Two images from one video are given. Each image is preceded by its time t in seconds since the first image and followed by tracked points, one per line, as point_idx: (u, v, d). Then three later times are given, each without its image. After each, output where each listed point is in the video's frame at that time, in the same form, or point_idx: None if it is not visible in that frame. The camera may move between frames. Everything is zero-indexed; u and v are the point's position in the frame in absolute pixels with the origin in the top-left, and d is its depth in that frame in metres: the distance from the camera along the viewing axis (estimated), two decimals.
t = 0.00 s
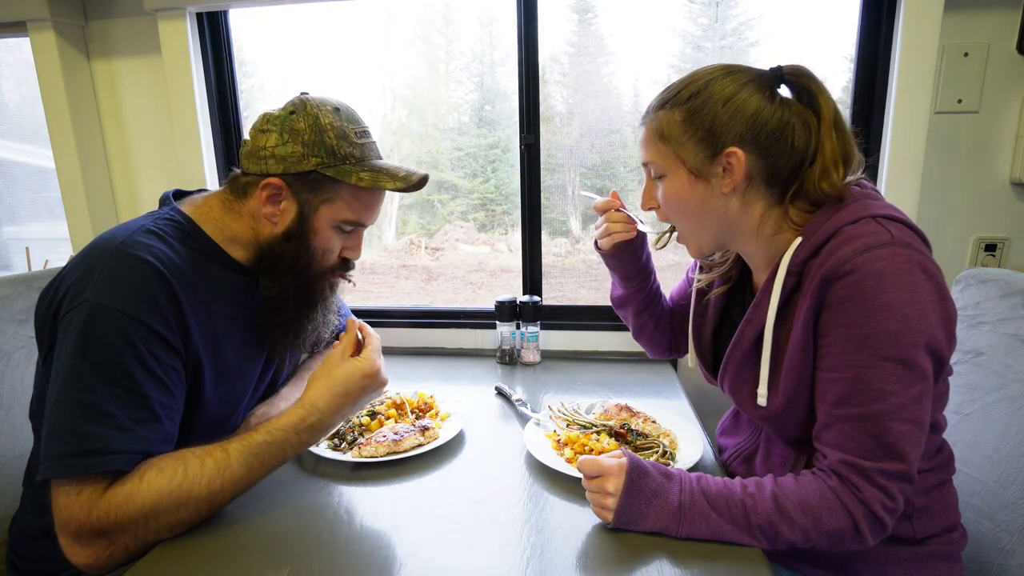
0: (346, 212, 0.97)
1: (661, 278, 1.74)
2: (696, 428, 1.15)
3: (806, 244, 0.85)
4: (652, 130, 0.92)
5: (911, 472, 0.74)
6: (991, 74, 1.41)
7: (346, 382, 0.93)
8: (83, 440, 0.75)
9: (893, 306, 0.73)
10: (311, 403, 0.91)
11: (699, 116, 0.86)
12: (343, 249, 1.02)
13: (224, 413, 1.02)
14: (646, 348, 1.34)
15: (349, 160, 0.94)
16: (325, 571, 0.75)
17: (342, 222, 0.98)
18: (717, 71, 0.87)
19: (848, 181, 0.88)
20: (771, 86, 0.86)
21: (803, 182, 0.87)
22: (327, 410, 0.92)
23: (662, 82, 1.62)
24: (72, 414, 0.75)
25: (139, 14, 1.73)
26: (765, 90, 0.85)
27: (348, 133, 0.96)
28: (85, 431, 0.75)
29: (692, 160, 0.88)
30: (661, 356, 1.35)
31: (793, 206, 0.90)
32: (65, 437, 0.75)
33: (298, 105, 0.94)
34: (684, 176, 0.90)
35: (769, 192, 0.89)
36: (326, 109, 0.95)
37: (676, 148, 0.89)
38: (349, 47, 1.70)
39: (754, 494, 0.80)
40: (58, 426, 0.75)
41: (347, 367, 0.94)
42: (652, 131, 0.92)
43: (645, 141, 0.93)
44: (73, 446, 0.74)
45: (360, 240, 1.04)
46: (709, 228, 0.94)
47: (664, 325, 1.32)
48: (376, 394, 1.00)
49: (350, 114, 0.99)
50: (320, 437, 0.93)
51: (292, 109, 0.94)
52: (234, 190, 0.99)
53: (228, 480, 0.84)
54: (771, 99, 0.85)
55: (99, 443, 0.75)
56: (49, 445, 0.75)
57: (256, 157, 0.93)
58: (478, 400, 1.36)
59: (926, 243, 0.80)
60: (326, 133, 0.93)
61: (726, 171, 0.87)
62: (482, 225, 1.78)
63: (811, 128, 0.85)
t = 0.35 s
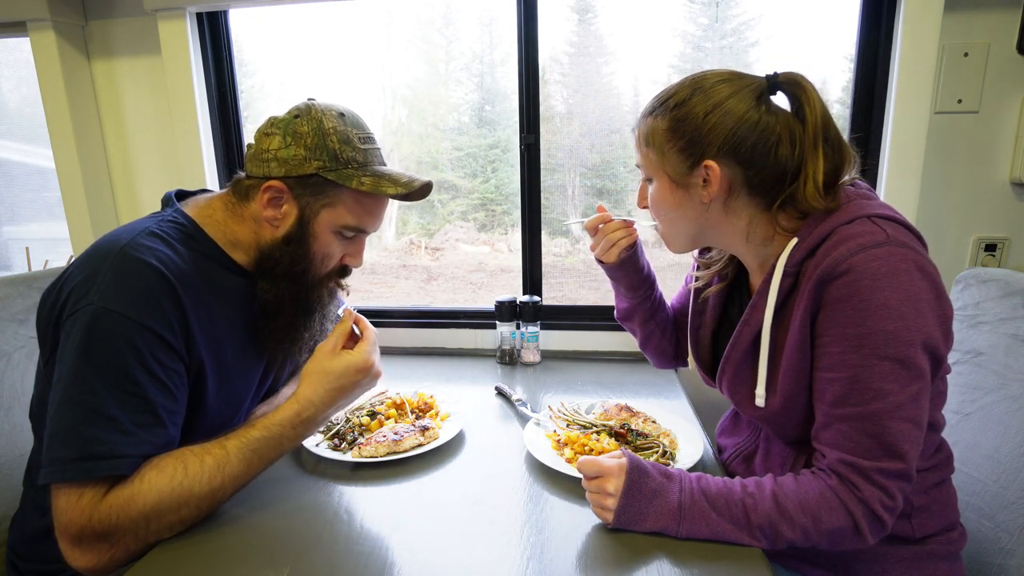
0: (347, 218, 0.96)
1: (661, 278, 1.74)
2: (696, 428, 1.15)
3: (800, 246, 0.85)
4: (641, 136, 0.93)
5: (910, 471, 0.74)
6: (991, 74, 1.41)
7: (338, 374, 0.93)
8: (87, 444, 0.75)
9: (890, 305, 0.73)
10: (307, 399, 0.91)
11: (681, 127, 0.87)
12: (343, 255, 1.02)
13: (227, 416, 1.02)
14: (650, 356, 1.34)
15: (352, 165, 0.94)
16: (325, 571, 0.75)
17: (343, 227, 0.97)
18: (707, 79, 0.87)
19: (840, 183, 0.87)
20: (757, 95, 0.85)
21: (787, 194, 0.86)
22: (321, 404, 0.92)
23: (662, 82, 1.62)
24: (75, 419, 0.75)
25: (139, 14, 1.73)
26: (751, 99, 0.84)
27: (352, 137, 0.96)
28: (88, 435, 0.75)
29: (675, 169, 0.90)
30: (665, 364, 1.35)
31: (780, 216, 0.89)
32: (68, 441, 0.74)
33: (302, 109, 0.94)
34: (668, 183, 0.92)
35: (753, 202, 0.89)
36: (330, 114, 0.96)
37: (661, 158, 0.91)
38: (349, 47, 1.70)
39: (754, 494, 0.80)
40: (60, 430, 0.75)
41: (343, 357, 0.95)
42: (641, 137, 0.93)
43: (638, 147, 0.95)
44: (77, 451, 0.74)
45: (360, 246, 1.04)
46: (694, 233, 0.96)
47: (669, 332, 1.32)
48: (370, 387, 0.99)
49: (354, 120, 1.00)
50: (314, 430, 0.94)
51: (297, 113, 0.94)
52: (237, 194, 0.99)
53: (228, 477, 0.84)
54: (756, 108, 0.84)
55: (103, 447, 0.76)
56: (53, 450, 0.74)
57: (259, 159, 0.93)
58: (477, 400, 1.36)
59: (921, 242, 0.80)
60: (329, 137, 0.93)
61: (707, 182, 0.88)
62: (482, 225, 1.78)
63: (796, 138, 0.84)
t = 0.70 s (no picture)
0: (350, 225, 0.96)
1: (661, 278, 1.74)
2: (697, 428, 1.15)
3: (818, 242, 0.85)
4: (647, 154, 0.90)
5: (913, 470, 0.74)
6: (992, 74, 1.41)
7: (336, 373, 0.93)
8: (87, 445, 0.75)
9: (906, 304, 0.73)
10: (305, 398, 0.91)
11: (694, 134, 0.85)
12: (344, 261, 1.02)
13: (228, 415, 1.02)
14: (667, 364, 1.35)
15: (356, 172, 0.94)
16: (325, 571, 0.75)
17: (346, 233, 0.97)
18: (700, 83, 0.86)
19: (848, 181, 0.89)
20: (754, 85, 0.85)
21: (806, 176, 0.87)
22: (319, 404, 0.92)
23: (662, 82, 1.62)
24: (75, 419, 0.75)
25: (139, 14, 1.73)
26: (750, 92, 0.84)
27: (357, 144, 0.96)
28: (89, 435, 0.75)
29: (697, 177, 0.86)
30: (686, 367, 1.34)
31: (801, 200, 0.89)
32: (69, 442, 0.75)
33: (309, 114, 0.94)
34: (692, 193, 0.88)
35: (776, 191, 0.88)
36: (337, 119, 0.95)
37: (679, 170, 0.87)
38: (348, 48, 1.70)
39: (754, 493, 0.80)
40: (61, 430, 0.75)
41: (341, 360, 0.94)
42: (648, 155, 0.90)
43: (643, 166, 0.92)
44: (78, 451, 0.75)
45: (360, 253, 1.04)
46: (722, 238, 0.93)
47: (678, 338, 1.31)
48: (371, 389, 0.99)
49: (360, 126, 0.99)
50: (314, 430, 0.94)
51: (303, 118, 0.94)
52: (239, 196, 0.99)
53: (227, 476, 0.84)
54: (758, 100, 0.84)
55: (103, 448, 0.76)
56: (53, 450, 0.75)
57: (263, 163, 0.93)
58: (478, 400, 1.36)
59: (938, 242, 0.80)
60: (335, 144, 0.93)
61: (734, 181, 0.86)
62: (482, 225, 1.78)
63: (801, 118, 0.85)
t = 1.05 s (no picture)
0: (350, 230, 0.96)
1: (661, 278, 1.74)
2: (698, 428, 1.15)
3: (833, 239, 0.85)
4: (673, 158, 0.88)
5: (916, 469, 0.74)
6: (992, 74, 1.41)
7: (332, 368, 0.93)
8: (90, 447, 0.75)
9: (918, 302, 0.73)
10: (301, 392, 0.91)
11: (724, 134, 0.83)
12: (346, 266, 1.03)
13: (228, 416, 1.02)
14: (700, 378, 1.30)
15: (358, 178, 0.94)
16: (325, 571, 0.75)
17: (347, 239, 0.97)
18: (720, 84, 0.85)
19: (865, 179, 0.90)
20: (771, 83, 0.85)
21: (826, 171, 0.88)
22: (315, 399, 0.92)
23: (661, 82, 1.62)
24: (76, 421, 0.75)
25: (139, 14, 1.73)
26: (770, 92, 0.84)
27: (359, 150, 0.96)
28: (90, 437, 0.75)
29: (729, 177, 0.85)
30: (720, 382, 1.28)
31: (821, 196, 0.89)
32: (70, 444, 0.75)
33: (310, 120, 0.94)
34: (723, 195, 0.87)
35: (799, 188, 0.88)
36: (339, 124, 0.95)
37: (710, 172, 0.85)
38: (349, 48, 1.70)
39: (755, 492, 0.80)
40: (62, 432, 0.75)
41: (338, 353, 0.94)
42: (674, 159, 0.88)
43: (668, 172, 0.89)
44: (80, 453, 0.75)
45: (363, 259, 1.04)
46: (749, 239, 0.92)
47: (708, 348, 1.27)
48: (364, 382, 0.99)
49: (362, 131, 1.00)
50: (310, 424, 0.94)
51: (304, 123, 0.94)
52: (241, 199, 0.99)
53: (226, 473, 0.84)
54: (779, 99, 0.84)
55: (105, 450, 0.76)
56: (54, 452, 0.75)
57: (265, 169, 0.93)
58: (478, 400, 1.36)
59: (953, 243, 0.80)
60: (337, 149, 0.93)
61: (764, 180, 0.85)
62: (482, 225, 1.78)
63: (820, 115, 0.86)
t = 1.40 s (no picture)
0: (349, 234, 0.96)
1: (661, 278, 1.74)
2: (698, 428, 1.15)
3: (842, 239, 0.85)
4: (683, 166, 0.88)
5: (919, 469, 0.74)
6: (992, 74, 1.41)
7: (331, 368, 0.93)
8: (91, 447, 0.75)
9: (927, 304, 0.73)
10: (299, 391, 0.91)
11: (735, 141, 0.83)
12: (343, 271, 1.02)
13: (227, 416, 1.02)
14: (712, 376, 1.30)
15: (358, 182, 0.94)
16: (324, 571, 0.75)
17: (345, 243, 0.97)
18: (730, 88, 0.85)
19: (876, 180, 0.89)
20: (782, 84, 0.85)
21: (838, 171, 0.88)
22: (314, 398, 0.92)
23: (662, 82, 1.62)
24: (77, 422, 0.75)
25: (139, 14, 1.73)
26: (782, 93, 0.84)
27: (360, 154, 0.96)
28: (90, 437, 0.75)
29: (741, 184, 0.85)
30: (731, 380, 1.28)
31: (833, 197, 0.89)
32: (70, 444, 0.75)
33: (313, 122, 0.94)
34: (734, 201, 0.87)
35: (811, 190, 0.88)
36: (341, 128, 0.96)
37: (721, 179, 0.85)
38: (348, 48, 1.70)
39: (755, 492, 0.80)
40: (63, 433, 0.75)
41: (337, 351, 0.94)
42: (684, 167, 0.88)
43: (678, 180, 0.89)
44: (81, 454, 0.74)
45: (360, 263, 1.04)
46: (761, 243, 0.92)
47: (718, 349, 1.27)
48: (363, 382, 0.99)
49: (364, 134, 1.00)
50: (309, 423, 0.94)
51: (307, 125, 0.94)
52: (241, 199, 0.99)
53: (226, 473, 0.84)
54: (791, 100, 0.84)
55: (105, 450, 0.76)
56: (54, 452, 0.75)
57: (265, 170, 0.93)
58: (478, 400, 1.36)
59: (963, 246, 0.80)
60: (338, 153, 0.93)
61: (776, 185, 0.85)
62: (482, 225, 1.78)
63: (830, 115, 0.85)
